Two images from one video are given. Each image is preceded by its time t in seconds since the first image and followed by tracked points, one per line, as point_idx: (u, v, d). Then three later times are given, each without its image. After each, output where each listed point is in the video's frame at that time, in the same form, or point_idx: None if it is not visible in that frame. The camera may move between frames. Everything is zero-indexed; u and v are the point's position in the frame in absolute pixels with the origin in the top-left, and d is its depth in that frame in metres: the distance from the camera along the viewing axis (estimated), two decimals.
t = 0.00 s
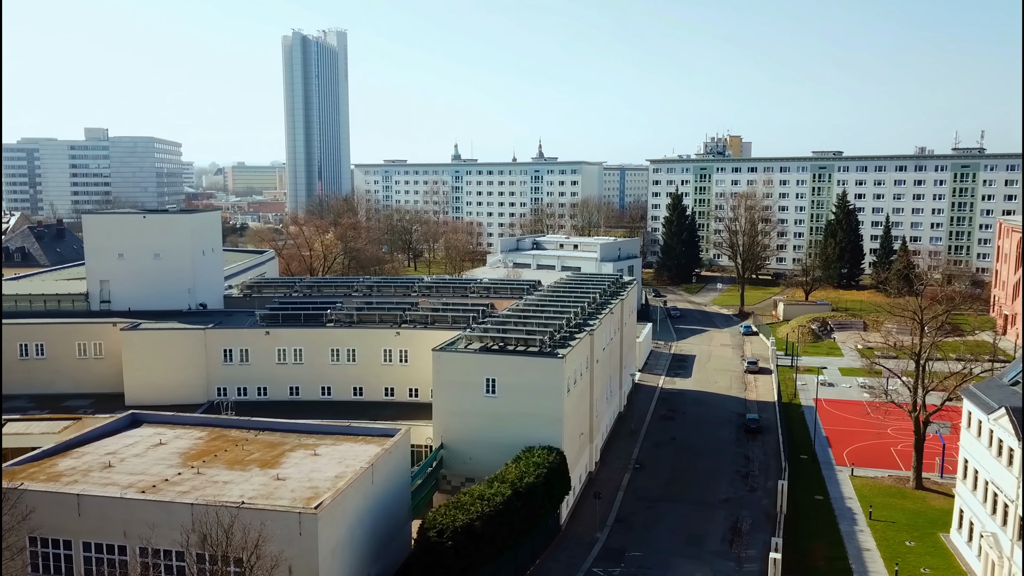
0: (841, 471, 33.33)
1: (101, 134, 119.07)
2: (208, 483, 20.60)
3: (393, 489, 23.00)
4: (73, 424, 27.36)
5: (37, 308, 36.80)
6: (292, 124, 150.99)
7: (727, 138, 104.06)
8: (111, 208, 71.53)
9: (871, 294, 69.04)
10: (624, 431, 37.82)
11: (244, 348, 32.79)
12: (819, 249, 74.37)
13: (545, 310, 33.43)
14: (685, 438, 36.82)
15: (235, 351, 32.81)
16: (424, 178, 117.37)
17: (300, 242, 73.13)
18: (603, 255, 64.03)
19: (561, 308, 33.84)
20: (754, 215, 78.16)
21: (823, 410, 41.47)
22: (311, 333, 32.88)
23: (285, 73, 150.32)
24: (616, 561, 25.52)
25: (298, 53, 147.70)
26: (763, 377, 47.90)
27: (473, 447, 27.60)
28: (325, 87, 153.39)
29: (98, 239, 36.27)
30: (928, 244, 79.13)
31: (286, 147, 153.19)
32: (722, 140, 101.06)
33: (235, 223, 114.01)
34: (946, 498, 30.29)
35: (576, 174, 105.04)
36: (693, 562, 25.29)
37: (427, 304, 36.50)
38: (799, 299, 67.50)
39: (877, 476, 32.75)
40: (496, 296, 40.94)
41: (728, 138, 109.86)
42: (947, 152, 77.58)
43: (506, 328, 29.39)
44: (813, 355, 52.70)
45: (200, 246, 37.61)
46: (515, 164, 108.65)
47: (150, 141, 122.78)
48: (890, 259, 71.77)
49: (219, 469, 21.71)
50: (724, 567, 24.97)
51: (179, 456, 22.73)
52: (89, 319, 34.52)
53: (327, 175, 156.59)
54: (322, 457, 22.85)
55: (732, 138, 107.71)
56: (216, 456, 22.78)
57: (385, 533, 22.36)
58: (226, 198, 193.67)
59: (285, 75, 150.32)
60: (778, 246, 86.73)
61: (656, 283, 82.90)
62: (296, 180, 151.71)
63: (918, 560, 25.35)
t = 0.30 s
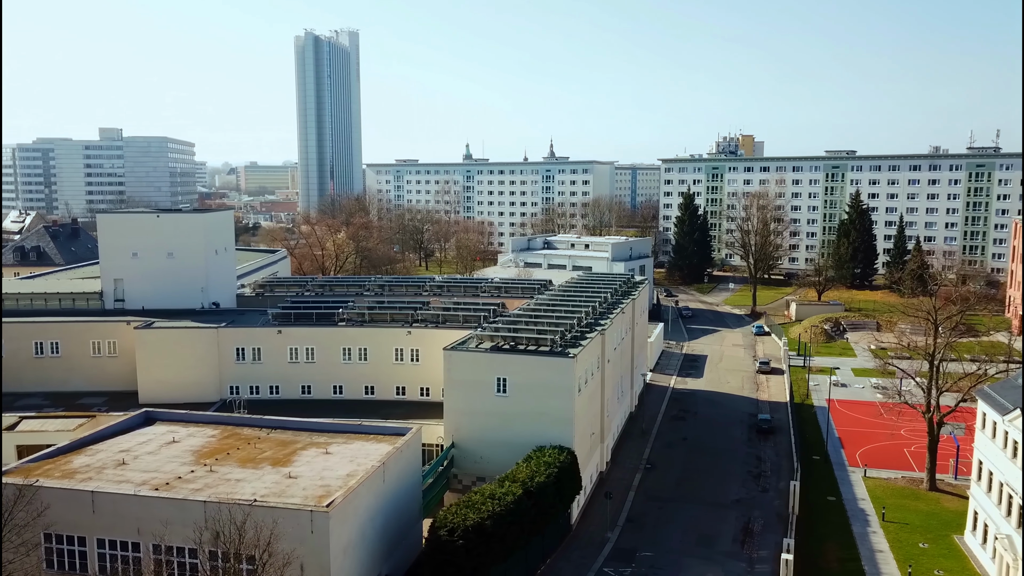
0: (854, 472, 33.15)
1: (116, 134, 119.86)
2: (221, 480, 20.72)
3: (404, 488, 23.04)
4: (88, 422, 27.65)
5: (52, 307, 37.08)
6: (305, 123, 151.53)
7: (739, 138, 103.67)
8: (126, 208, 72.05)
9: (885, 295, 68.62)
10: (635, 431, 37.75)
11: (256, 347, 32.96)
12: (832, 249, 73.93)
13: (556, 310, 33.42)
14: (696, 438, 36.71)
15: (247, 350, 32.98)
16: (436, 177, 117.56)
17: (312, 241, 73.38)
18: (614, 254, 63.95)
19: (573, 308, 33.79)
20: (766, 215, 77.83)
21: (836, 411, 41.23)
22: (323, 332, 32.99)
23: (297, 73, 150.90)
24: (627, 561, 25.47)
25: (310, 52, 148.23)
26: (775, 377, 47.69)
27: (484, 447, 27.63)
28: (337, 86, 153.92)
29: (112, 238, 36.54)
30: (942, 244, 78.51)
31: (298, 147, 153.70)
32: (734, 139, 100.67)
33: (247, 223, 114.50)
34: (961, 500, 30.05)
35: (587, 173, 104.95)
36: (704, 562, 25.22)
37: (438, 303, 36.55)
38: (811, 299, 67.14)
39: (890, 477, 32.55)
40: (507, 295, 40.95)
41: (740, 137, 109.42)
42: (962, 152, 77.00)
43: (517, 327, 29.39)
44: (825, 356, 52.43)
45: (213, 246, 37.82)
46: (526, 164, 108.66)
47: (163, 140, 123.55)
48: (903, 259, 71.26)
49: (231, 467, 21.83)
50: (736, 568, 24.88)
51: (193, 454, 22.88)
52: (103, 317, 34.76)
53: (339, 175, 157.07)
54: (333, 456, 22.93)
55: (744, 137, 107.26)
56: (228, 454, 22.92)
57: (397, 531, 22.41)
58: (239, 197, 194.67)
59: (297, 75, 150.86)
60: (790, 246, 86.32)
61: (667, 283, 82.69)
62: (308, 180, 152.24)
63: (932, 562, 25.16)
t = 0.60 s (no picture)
0: (867, 474, 32.96)
1: (130, 134, 120.84)
2: (234, 478, 20.85)
3: (415, 487, 23.08)
4: (102, 419, 27.92)
5: (67, 305, 37.44)
6: (317, 123, 152.12)
7: (752, 137, 103.27)
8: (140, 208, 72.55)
9: (899, 295, 68.16)
10: (647, 431, 37.66)
11: (268, 346, 33.13)
12: (845, 250, 73.48)
13: (568, 309, 33.39)
14: (708, 439, 36.57)
15: (260, 349, 33.16)
16: (448, 177, 117.75)
17: (324, 241, 73.67)
18: (626, 255, 63.83)
19: (584, 308, 33.75)
20: (779, 215, 77.45)
21: (849, 412, 40.98)
22: (335, 331, 33.11)
23: (310, 74, 151.53)
24: (638, 561, 25.42)
25: (323, 53, 148.85)
26: (788, 378, 47.48)
27: (495, 446, 27.66)
28: (349, 87, 154.50)
29: (127, 238, 36.80)
30: (958, 244, 77.82)
31: (311, 147, 154.24)
32: (747, 139, 100.27)
33: (260, 223, 114.93)
34: (976, 502, 29.80)
35: (599, 173, 104.85)
36: (716, 563, 25.15)
37: (449, 302, 36.58)
38: (824, 299, 66.74)
39: (904, 479, 32.33)
40: (519, 295, 40.96)
41: (753, 137, 108.98)
42: (977, 152, 76.36)
43: (529, 327, 29.37)
44: (838, 356, 52.14)
45: (226, 245, 38.04)
46: (538, 164, 108.66)
47: (177, 140, 124.42)
48: (918, 259, 70.74)
49: (244, 465, 21.96)
50: (747, 569, 24.79)
51: (206, 452, 23.03)
52: (117, 316, 35.04)
53: (351, 174, 157.58)
54: (345, 454, 23.02)
55: (757, 137, 106.82)
56: (241, 451, 23.06)
57: (408, 530, 22.47)
58: (251, 196, 195.48)
59: (310, 75, 151.51)
60: (803, 246, 85.88)
61: (679, 283, 82.47)
62: (320, 180, 152.80)
63: (946, 564, 24.96)
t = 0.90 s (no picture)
0: (881, 475, 32.74)
1: (145, 134, 121.50)
2: (247, 476, 20.96)
3: (427, 486, 23.13)
4: (117, 417, 28.15)
5: (83, 304, 37.75)
6: (330, 123, 152.63)
7: (765, 137, 102.79)
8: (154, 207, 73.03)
9: (914, 295, 67.68)
10: (659, 431, 37.56)
11: (282, 344, 33.29)
12: (859, 250, 72.96)
13: (580, 309, 33.35)
14: (721, 439, 36.42)
15: (273, 348, 33.32)
16: (460, 177, 117.87)
17: (337, 240, 73.95)
18: (638, 254, 63.68)
19: (597, 307, 33.67)
20: (792, 215, 77.04)
21: (863, 413, 40.72)
22: (348, 330, 33.22)
23: (323, 74, 152.11)
24: (650, 561, 25.37)
25: (336, 53, 149.42)
26: (801, 378, 47.24)
27: (507, 445, 27.68)
28: (362, 86, 154.99)
29: (142, 237, 37.06)
30: (974, 244, 77.15)
31: (324, 146, 154.80)
32: (760, 138, 99.80)
33: (273, 222, 115.38)
34: (991, 505, 29.53)
35: (611, 172, 104.67)
36: (728, 564, 25.06)
37: (461, 301, 36.60)
38: (838, 299, 66.31)
39: (919, 480, 32.10)
40: (531, 294, 40.93)
41: (766, 136, 108.42)
42: (994, 151, 75.56)
43: (541, 326, 29.34)
44: (852, 357, 51.84)
45: (239, 245, 38.25)
46: (550, 163, 108.61)
47: (191, 140, 125.15)
48: (933, 259, 70.22)
49: (257, 463, 22.08)
50: (760, 570, 24.68)
51: (219, 450, 23.17)
52: (132, 315, 35.30)
53: (364, 174, 158.03)
54: (357, 453, 23.10)
55: (771, 136, 106.29)
56: (255, 450, 23.17)
57: (420, 529, 22.52)
58: (264, 196, 196.40)
59: (323, 75, 152.05)
60: (817, 246, 85.39)
61: (692, 283, 82.19)
62: (333, 179, 153.30)
63: (961, 566, 24.74)
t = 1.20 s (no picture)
0: (895, 476, 32.52)
1: (159, 134, 122.31)
2: (260, 474, 21.07)
3: (438, 484, 23.19)
4: (131, 415, 28.37)
5: (98, 302, 38.08)
6: (343, 123, 153.08)
7: (778, 136, 102.27)
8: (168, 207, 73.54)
9: (929, 295, 67.11)
10: (671, 432, 37.45)
11: (294, 343, 33.46)
12: (873, 249, 72.47)
13: (592, 309, 33.31)
14: (733, 440, 36.31)
15: (285, 346, 33.50)
16: (472, 176, 117.96)
17: (350, 239, 74.22)
18: (651, 254, 63.54)
19: (609, 307, 33.61)
20: (806, 214, 76.62)
21: (877, 414, 40.45)
22: (360, 329, 33.33)
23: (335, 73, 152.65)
24: (661, 561, 25.30)
25: (349, 53, 149.94)
26: (814, 379, 46.99)
27: (518, 444, 27.70)
28: (374, 86, 155.43)
29: (156, 235, 37.33)
30: (990, 244, 76.40)
31: (336, 146, 155.35)
32: (773, 138, 99.30)
33: (286, 221, 115.97)
34: (1006, 507, 29.26)
35: (624, 172, 104.49)
36: (740, 565, 24.95)
37: (473, 301, 36.66)
38: (851, 299, 65.88)
39: (933, 482, 31.84)
40: (542, 294, 40.92)
41: (779, 135, 107.77)
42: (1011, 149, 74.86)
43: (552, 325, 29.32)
44: (866, 357, 51.52)
45: (252, 244, 38.45)
46: (562, 163, 108.52)
47: (205, 140, 125.61)
48: (948, 259, 69.60)
49: (269, 460, 22.19)
50: (773, 571, 24.57)
51: (233, 447, 23.31)
52: (146, 313, 35.56)
53: (376, 174, 158.47)
54: (369, 451, 23.18)
55: (784, 135, 105.74)
56: (267, 448, 23.29)
57: (431, 527, 22.57)
58: (277, 195, 197.26)
59: (336, 75, 152.60)
60: (830, 246, 84.87)
61: (704, 282, 81.92)
62: (345, 179, 153.84)
63: (976, 569, 24.52)
